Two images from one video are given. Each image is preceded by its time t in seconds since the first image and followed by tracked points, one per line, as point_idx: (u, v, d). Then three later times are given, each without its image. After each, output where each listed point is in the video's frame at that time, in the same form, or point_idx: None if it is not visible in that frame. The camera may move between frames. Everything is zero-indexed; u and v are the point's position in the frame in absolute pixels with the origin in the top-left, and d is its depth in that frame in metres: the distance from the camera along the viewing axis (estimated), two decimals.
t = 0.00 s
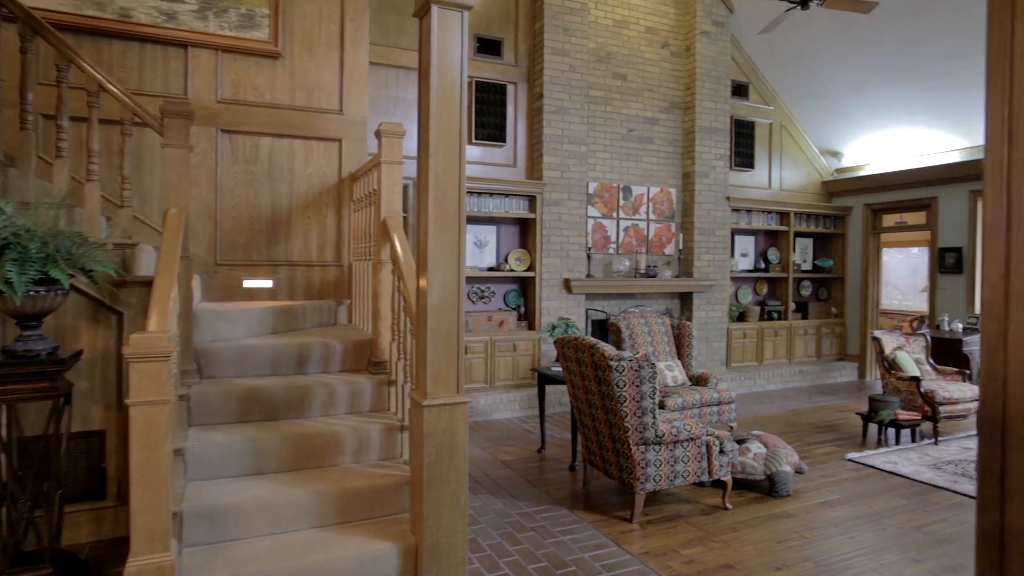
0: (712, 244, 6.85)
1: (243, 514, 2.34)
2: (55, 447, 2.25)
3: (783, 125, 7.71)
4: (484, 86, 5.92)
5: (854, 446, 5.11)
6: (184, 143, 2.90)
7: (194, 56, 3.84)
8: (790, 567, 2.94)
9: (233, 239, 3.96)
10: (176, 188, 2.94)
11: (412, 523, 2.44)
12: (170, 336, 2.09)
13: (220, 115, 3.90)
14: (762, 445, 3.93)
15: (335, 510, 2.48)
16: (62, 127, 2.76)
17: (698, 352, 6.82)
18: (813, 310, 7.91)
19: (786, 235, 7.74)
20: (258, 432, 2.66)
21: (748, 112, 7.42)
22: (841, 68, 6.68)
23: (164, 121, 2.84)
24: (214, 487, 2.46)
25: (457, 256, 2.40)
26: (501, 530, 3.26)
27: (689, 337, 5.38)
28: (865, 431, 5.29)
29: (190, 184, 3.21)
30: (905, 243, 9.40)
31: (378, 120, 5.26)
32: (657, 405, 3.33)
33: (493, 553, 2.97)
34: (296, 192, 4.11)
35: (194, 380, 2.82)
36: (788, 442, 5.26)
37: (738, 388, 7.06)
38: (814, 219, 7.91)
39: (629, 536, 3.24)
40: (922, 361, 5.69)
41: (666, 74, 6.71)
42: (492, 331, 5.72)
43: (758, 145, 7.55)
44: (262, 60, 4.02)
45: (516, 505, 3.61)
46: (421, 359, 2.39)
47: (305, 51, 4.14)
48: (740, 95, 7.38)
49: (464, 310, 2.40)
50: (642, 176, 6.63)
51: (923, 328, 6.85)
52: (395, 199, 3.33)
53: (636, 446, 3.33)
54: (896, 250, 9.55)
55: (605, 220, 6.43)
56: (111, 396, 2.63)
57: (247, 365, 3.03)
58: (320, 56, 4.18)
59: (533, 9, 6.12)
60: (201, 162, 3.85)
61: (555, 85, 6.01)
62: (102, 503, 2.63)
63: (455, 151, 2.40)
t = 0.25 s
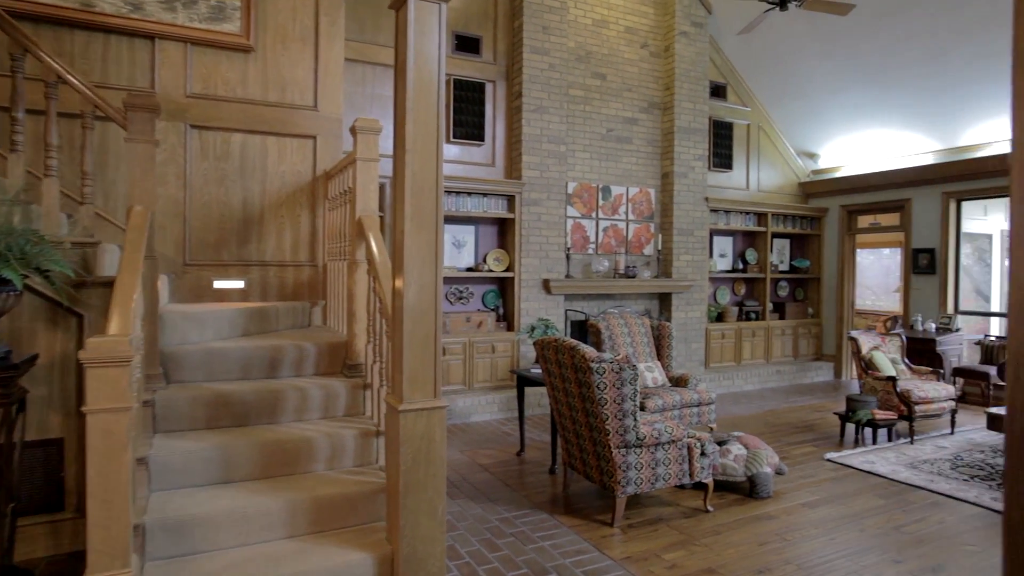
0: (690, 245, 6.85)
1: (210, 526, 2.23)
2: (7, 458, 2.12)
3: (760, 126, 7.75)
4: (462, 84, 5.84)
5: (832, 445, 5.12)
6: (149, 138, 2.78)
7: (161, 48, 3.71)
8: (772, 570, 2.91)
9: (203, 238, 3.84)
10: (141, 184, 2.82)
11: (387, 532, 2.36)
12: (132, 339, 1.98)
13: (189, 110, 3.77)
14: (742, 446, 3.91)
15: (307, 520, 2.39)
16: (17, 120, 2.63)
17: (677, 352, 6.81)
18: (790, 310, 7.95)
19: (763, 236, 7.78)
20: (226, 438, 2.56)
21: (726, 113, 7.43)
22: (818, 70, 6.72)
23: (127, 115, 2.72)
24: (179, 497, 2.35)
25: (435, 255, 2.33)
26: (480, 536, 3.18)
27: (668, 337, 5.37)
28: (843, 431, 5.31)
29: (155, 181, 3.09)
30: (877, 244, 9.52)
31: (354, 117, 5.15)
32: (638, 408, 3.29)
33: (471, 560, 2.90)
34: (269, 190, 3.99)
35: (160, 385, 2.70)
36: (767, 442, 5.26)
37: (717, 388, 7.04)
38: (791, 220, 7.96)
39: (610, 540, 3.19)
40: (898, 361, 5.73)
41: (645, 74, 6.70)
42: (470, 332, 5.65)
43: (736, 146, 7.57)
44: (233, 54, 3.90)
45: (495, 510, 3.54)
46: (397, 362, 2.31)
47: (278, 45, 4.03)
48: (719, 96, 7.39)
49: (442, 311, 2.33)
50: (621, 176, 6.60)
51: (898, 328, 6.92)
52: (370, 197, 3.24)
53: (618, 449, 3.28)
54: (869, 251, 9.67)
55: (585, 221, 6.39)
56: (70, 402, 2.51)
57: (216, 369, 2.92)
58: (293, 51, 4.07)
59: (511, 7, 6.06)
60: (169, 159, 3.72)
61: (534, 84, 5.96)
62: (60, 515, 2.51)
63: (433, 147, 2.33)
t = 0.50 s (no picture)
0: (670, 245, 6.84)
1: (175, 538, 2.13)
2: None
3: (738, 128, 7.78)
4: (441, 82, 5.76)
5: (811, 446, 5.13)
6: (112, 132, 2.66)
7: (127, 41, 3.57)
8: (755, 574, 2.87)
9: (171, 238, 3.71)
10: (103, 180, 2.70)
11: (362, 542, 2.27)
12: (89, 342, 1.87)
13: (157, 105, 3.64)
14: (724, 448, 3.88)
15: (278, 531, 2.30)
16: None
17: (657, 353, 6.79)
18: (769, 310, 7.97)
19: (742, 237, 7.80)
20: (193, 446, 2.45)
21: (705, 114, 7.44)
22: (796, 72, 6.76)
23: (88, 107, 2.60)
24: (142, 509, 2.24)
25: (412, 255, 2.25)
26: (458, 543, 3.10)
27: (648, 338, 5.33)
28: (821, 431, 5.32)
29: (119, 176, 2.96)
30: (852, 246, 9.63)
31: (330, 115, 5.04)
32: (619, 410, 3.24)
33: (449, 568, 2.82)
34: (241, 188, 3.88)
35: (123, 390, 2.58)
36: (747, 443, 5.26)
37: (698, 389, 6.96)
38: (769, 221, 7.99)
39: (591, 545, 3.13)
40: (875, 361, 5.76)
41: (625, 74, 6.67)
42: (449, 334, 5.56)
43: (715, 147, 7.58)
44: (203, 47, 3.78)
45: (474, 515, 3.46)
46: (372, 367, 2.23)
47: (251, 39, 3.92)
48: (698, 97, 7.39)
49: (419, 313, 2.25)
50: (600, 176, 6.57)
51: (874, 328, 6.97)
52: (345, 195, 3.14)
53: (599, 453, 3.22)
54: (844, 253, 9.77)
55: (564, 221, 6.34)
56: (25, 409, 2.38)
57: (183, 373, 2.81)
58: (266, 45, 3.96)
59: (491, 5, 5.99)
60: (136, 155, 3.59)
61: (513, 83, 5.89)
62: (15, 528, 2.38)
63: (409, 144, 2.25)
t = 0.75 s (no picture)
0: (648, 246, 6.83)
1: (135, 553, 2.02)
2: None
3: (716, 129, 7.80)
4: (418, 80, 5.67)
5: (788, 447, 5.14)
6: (71, 127, 2.54)
7: (89, 32, 3.44)
8: None
9: (137, 238, 3.58)
10: (62, 177, 2.58)
11: (334, 553, 2.19)
12: (42, 346, 1.77)
13: (121, 99, 3.51)
14: (703, 450, 3.85)
15: (246, 543, 2.20)
16: None
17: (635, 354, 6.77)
18: (746, 311, 8.00)
19: (720, 238, 7.83)
20: (157, 455, 2.35)
21: (683, 115, 7.45)
22: (773, 74, 6.79)
23: (46, 100, 2.48)
24: (101, 522, 2.13)
25: (386, 256, 2.18)
26: (435, 550, 3.03)
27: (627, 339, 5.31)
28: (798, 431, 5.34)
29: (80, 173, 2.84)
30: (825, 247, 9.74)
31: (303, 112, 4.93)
32: (599, 413, 3.19)
33: None
34: (210, 187, 3.76)
35: (82, 396, 2.46)
36: (725, 444, 5.25)
37: (677, 390, 6.95)
38: (746, 222, 8.03)
39: (570, 551, 3.08)
40: (851, 361, 5.80)
41: (603, 75, 6.65)
42: (426, 335, 5.48)
43: (693, 148, 7.60)
44: (170, 41, 3.65)
45: (451, 521, 3.39)
46: (344, 371, 2.15)
47: (221, 33, 3.80)
48: (676, 98, 7.40)
49: (393, 316, 2.18)
50: (579, 177, 6.53)
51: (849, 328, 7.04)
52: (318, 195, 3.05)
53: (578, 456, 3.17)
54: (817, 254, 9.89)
55: (542, 221, 6.29)
56: None
57: (148, 378, 2.70)
58: (236, 40, 3.84)
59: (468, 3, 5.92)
60: (99, 152, 3.46)
61: (491, 82, 5.83)
62: None
63: (383, 141, 2.18)
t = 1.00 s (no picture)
0: (628, 247, 6.81)
1: (94, 568, 1.92)
2: None
3: (695, 130, 7.82)
4: (396, 78, 5.59)
5: (768, 447, 5.15)
6: (29, 120, 2.43)
7: (51, 24, 3.31)
8: None
9: (102, 237, 3.45)
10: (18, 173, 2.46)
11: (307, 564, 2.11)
12: None
13: (85, 94, 3.38)
14: (684, 451, 3.82)
15: (214, 554, 2.11)
16: None
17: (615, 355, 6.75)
18: (725, 311, 8.03)
19: (699, 238, 7.85)
20: (120, 463, 2.24)
21: (662, 115, 7.46)
22: (751, 75, 6.82)
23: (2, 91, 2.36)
24: (60, 535, 2.03)
25: (360, 255, 2.10)
26: (412, 558, 2.95)
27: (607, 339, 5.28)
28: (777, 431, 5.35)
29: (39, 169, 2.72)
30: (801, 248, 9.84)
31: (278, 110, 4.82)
32: (579, 416, 3.14)
33: None
34: (180, 185, 3.65)
35: (41, 402, 2.35)
36: (705, 445, 5.24)
37: (656, 391, 6.94)
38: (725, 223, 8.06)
39: (551, 556, 3.03)
40: (829, 361, 5.83)
41: (583, 74, 6.62)
42: (404, 337, 5.39)
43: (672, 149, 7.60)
44: (138, 33, 3.53)
45: (430, 527, 3.32)
46: (317, 376, 2.07)
47: (190, 27, 3.68)
48: (655, 98, 7.40)
49: (368, 318, 2.10)
50: (559, 177, 6.49)
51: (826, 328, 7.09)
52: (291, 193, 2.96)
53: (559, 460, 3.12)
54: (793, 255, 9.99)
55: (522, 222, 6.24)
56: None
57: (112, 383, 2.59)
58: (207, 33, 3.73)
59: None
60: (62, 148, 3.33)
61: (470, 81, 5.76)
62: None
63: (358, 136, 2.10)
